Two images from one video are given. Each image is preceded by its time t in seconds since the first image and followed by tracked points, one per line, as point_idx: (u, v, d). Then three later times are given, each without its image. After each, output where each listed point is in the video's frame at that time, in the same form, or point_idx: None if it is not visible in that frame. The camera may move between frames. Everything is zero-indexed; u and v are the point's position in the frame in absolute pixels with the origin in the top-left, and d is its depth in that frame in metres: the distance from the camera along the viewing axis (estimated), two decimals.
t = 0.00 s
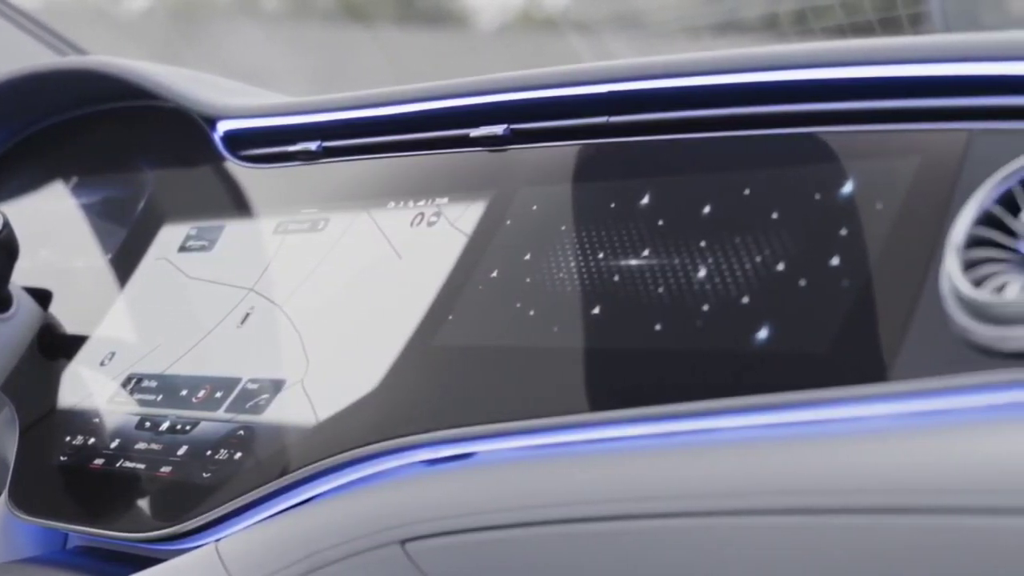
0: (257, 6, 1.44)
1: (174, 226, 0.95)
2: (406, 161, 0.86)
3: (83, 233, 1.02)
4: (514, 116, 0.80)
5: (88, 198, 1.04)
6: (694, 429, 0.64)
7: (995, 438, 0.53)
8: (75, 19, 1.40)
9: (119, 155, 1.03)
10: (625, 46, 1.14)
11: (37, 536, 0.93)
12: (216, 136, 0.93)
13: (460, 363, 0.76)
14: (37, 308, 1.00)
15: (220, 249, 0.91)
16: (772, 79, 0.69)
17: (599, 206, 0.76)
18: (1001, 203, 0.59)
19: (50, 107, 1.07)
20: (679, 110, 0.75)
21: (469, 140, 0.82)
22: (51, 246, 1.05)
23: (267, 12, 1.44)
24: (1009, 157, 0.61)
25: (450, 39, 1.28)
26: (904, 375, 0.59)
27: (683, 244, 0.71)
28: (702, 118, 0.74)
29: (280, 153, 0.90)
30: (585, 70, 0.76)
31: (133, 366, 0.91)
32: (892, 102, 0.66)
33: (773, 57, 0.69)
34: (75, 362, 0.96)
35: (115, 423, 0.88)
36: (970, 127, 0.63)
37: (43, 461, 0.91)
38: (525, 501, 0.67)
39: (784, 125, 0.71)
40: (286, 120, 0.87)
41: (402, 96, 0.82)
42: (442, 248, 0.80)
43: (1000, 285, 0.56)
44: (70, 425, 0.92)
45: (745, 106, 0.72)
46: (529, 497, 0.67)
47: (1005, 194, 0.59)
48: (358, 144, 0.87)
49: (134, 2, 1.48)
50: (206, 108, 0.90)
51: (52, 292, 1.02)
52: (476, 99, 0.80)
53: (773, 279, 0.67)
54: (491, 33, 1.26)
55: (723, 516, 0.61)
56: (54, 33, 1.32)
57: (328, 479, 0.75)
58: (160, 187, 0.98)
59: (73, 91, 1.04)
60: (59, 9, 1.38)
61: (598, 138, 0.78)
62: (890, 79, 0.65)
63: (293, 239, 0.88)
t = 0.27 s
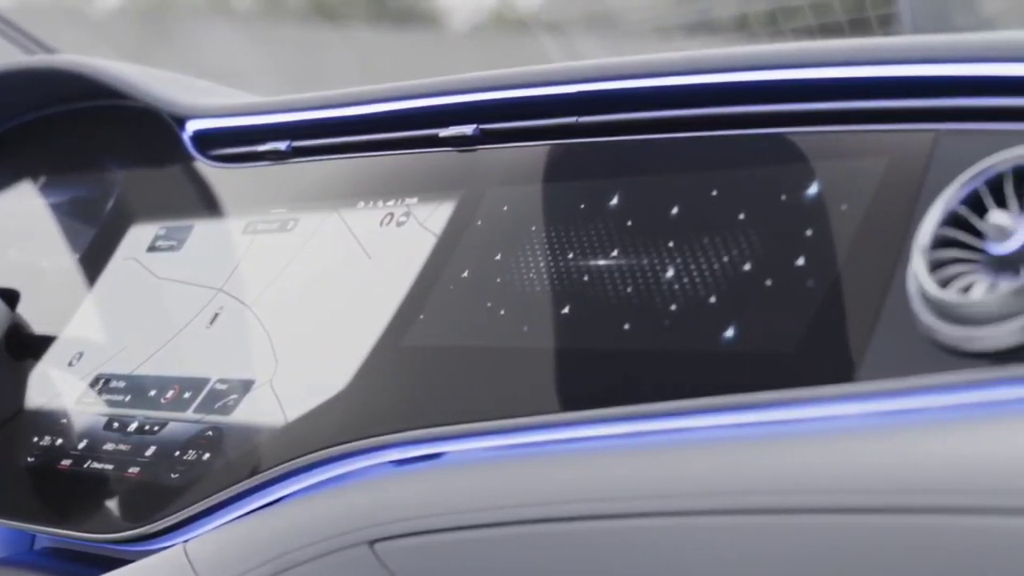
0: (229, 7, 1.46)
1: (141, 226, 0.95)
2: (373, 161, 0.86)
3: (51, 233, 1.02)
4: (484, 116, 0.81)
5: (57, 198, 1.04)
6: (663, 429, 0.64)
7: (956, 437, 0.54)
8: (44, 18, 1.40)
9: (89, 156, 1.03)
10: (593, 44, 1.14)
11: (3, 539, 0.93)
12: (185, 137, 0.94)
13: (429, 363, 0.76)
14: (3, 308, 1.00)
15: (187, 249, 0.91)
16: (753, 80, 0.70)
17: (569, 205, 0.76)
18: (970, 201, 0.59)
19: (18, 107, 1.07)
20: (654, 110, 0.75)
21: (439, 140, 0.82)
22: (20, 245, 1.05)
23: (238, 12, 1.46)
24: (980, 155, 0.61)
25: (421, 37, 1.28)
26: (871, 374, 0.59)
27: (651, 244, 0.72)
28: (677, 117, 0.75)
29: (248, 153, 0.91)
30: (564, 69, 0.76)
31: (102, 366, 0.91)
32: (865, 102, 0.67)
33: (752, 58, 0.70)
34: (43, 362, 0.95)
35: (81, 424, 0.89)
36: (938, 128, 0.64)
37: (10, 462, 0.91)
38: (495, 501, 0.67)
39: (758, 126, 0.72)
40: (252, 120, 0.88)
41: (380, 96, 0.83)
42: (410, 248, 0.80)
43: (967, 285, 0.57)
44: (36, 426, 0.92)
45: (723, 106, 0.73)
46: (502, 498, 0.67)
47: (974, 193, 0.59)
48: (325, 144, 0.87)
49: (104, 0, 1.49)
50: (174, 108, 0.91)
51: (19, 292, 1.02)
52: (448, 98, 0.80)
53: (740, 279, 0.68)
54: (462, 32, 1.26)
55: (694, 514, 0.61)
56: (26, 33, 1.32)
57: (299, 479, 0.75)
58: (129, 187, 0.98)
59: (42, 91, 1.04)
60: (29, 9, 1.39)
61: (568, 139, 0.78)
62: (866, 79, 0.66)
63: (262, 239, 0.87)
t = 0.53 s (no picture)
0: (202, 7, 1.47)
1: (112, 224, 0.95)
2: (341, 161, 0.87)
3: (20, 233, 1.02)
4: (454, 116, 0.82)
5: (24, 197, 1.04)
6: (631, 429, 0.65)
7: (923, 437, 0.55)
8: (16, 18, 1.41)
9: (57, 155, 1.03)
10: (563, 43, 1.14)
11: None
12: (155, 135, 0.96)
13: (399, 362, 0.76)
14: None
15: (157, 249, 0.91)
16: (726, 80, 0.71)
17: (539, 205, 0.76)
18: (939, 201, 0.59)
19: None
20: (624, 110, 0.76)
21: (409, 141, 0.83)
22: None
23: (211, 11, 1.47)
24: (948, 156, 0.61)
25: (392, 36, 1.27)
26: (839, 374, 0.60)
27: (621, 244, 0.72)
28: (648, 117, 0.75)
29: (217, 153, 0.93)
30: (541, 68, 0.77)
31: (70, 367, 0.91)
32: (833, 104, 0.69)
33: (728, 58, 0.71)
34: (11, 362, 0.95)
35: (49, 424, 0.88)
36: (905, 129, 0.65)
37: None
38: (465, 501, 0.68)
39: (729, 126, 0.73)
40: (220, 120, 0.91)
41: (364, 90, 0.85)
42: (380, 248, 0.81)
43: (934, 285, 0.57)
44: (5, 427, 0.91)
45: (695, 107, 0.74)
46: (473, 498, 0.67)
47: (943, 193, 0.59)
48: (299, 144, 0.89)
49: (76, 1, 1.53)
50: (144, 106, 0.94)
51: None
52: (418, 98, 0.82)
53: (708, 279, 0.68)
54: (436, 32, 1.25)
55: (661, 514, 0.62)
56: None
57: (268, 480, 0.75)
58: (97, 185, 0.98)
59: (12, 89, 1.04)
60: None
61: (536, 138, 0.79)
62: (835, 79, 0.67)
63: (233, 239, 0.88)
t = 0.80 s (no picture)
0: (177, 7, 1.47)
1: (82, 224, 0.96)
2: (310, 161, 0.87)
3: None
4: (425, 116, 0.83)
5: None
6: (602, 430, 0.65)
7: (894, 436, 0.55)
8: None
9: (31, 154, 1.04)
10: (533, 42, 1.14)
11: None
12: (126, 134, 0.97)
13: (370, 362, 0.76)
14: None
15: (128, 249, 0.92)
16: (702, 80, 0.71)
17: (511, 206, 0.76)
18: (906, 201, 0.59)
19: None
20: (600, 110, 0.76)
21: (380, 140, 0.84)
22: None
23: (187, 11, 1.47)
24: (919, 156, 0.61)
25: (365, 36, 1.27)
26: (809, 374, 0.60)
27: (592, 243, 0.72)
28: (625, 117, 0.75)
29: (188, 152, 0.94)
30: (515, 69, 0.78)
31: (41, 367, 0.91)
32: (803, 104, 0.69)
33: (703, 58, 0.71)
34: None
35: (20, 424, 0.89)
36: (874, 129, 0.65)
37: None
38: (436, 502, 0.68)
39: (704, 126, 0.73)
40: (190, 119, 0.92)
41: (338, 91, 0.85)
42: (351, 248, 0.81)
43: (904, 285, 0.57)
44: None
45: (673, 107, 0.74)
46: (447, 498, 0.67)
47: (911, 193, 0.59)
48: (273, 144, 0.89)
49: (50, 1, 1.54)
50: (116, 106, 0.96)
51: None
52: (389, 99, 0.83)
53: (677, 279, 0.68)
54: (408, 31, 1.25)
55: (626, 515, 0.62)
56: None
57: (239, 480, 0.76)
58: (70, 186, 0.99)
59: None
60: None
61: (507, 138, 0.79)
62: (806, 80, 0.68)
63: (203, 239, 0.88)
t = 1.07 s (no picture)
0: (149, 6, 1.47)
1: (51, 225, 0.96)
2: (279, 161, 0.87)
3: None
4: (398, 116, 0.83)
5: None
6: (571, 430, 0.65)
7: (862, 436, 0.55)
8: None
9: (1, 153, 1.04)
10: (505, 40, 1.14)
11: None
12: (96, 134, 0.98)
13: (340, 363, 0.76)
14: None
15: (96, 249, 0.92)
16: (682, 80, 0.72)
17: (482, 206, 0.76)
18: (874, 202, 0.60)
19: None
20: (574, 110, 0.76)
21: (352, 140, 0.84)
22: None
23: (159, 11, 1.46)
24: (888, 156, 0.62)
25: (339, 36, 1.27)
26: (778, 375, 0.60)
27: (563, 243, 0.72)
28: (599, 117, 0.75)
29: (159, 152, 0.95)
30: (491, 69, 0.78)
31: (9, 367, 0.91)
32: (772, 105, 0.69)
33: (681, 59, 0.72)
34: None
35: None
36: (843, 130, 0.65)
37: None
38: (407, 501, 0.67)
39: (674, 127, 0.73)
40: (163, 118, 0.93)
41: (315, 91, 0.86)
42: (321, 248, 0.81)
43: (872, 285, 0.58)
44: None
45: (649, 107, 0.74)
46: (418, 498, 0.67)
47: (879, 193, 0.60)
48: (239, 144, 0.90)
49: None
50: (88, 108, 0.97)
51: None
52: (361, 99, 0.83)
53: (646, 280, 0.68)
54: (381, 31, 1.25)
55: (591, 516, 0.62)
56: None
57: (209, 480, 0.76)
58: (39, 185, 0.99)
59: None
60: None
61: (478, 138, 0.79)
62: (778, 81, 0.68)
63: (172, 239, 0.88)
